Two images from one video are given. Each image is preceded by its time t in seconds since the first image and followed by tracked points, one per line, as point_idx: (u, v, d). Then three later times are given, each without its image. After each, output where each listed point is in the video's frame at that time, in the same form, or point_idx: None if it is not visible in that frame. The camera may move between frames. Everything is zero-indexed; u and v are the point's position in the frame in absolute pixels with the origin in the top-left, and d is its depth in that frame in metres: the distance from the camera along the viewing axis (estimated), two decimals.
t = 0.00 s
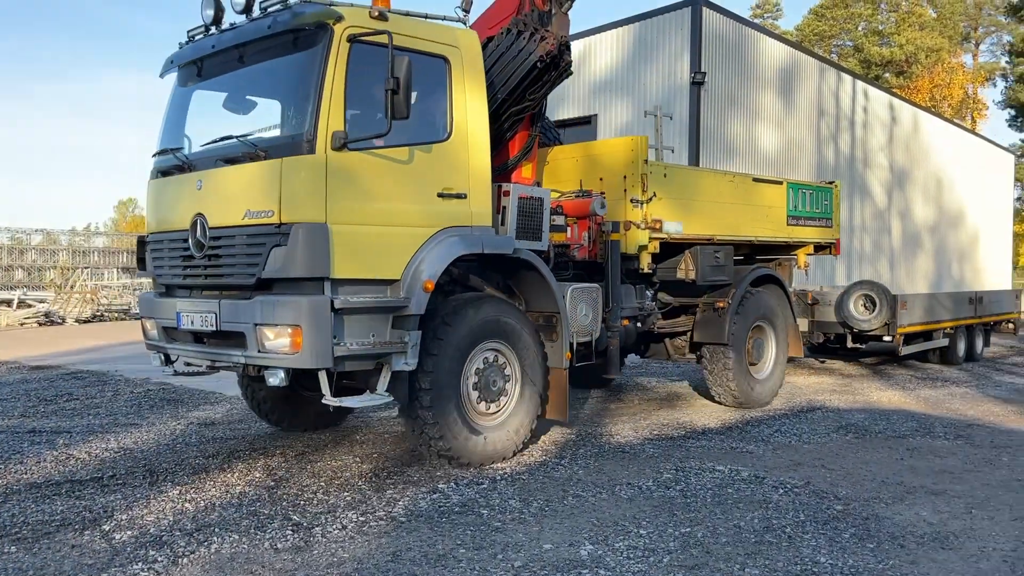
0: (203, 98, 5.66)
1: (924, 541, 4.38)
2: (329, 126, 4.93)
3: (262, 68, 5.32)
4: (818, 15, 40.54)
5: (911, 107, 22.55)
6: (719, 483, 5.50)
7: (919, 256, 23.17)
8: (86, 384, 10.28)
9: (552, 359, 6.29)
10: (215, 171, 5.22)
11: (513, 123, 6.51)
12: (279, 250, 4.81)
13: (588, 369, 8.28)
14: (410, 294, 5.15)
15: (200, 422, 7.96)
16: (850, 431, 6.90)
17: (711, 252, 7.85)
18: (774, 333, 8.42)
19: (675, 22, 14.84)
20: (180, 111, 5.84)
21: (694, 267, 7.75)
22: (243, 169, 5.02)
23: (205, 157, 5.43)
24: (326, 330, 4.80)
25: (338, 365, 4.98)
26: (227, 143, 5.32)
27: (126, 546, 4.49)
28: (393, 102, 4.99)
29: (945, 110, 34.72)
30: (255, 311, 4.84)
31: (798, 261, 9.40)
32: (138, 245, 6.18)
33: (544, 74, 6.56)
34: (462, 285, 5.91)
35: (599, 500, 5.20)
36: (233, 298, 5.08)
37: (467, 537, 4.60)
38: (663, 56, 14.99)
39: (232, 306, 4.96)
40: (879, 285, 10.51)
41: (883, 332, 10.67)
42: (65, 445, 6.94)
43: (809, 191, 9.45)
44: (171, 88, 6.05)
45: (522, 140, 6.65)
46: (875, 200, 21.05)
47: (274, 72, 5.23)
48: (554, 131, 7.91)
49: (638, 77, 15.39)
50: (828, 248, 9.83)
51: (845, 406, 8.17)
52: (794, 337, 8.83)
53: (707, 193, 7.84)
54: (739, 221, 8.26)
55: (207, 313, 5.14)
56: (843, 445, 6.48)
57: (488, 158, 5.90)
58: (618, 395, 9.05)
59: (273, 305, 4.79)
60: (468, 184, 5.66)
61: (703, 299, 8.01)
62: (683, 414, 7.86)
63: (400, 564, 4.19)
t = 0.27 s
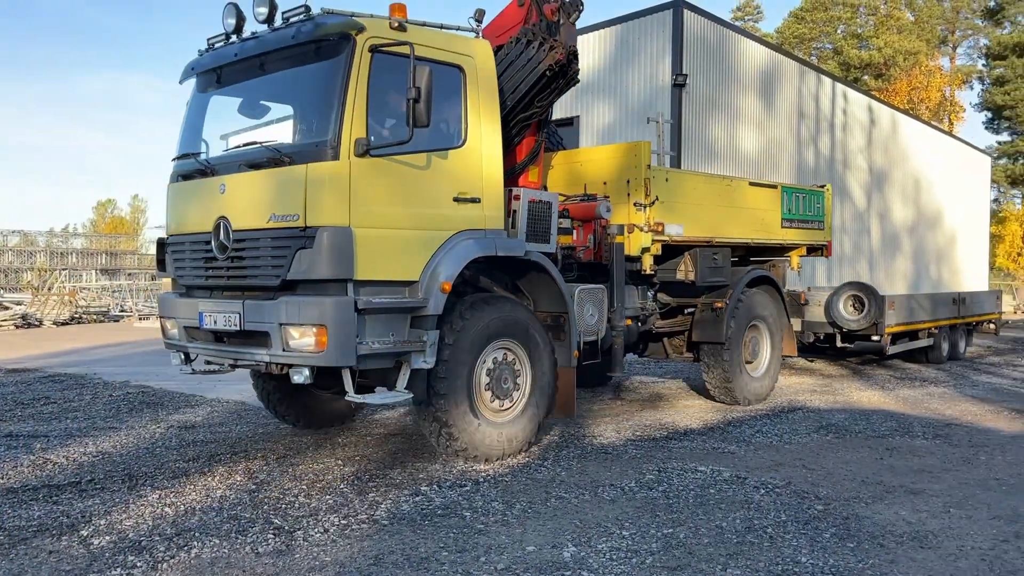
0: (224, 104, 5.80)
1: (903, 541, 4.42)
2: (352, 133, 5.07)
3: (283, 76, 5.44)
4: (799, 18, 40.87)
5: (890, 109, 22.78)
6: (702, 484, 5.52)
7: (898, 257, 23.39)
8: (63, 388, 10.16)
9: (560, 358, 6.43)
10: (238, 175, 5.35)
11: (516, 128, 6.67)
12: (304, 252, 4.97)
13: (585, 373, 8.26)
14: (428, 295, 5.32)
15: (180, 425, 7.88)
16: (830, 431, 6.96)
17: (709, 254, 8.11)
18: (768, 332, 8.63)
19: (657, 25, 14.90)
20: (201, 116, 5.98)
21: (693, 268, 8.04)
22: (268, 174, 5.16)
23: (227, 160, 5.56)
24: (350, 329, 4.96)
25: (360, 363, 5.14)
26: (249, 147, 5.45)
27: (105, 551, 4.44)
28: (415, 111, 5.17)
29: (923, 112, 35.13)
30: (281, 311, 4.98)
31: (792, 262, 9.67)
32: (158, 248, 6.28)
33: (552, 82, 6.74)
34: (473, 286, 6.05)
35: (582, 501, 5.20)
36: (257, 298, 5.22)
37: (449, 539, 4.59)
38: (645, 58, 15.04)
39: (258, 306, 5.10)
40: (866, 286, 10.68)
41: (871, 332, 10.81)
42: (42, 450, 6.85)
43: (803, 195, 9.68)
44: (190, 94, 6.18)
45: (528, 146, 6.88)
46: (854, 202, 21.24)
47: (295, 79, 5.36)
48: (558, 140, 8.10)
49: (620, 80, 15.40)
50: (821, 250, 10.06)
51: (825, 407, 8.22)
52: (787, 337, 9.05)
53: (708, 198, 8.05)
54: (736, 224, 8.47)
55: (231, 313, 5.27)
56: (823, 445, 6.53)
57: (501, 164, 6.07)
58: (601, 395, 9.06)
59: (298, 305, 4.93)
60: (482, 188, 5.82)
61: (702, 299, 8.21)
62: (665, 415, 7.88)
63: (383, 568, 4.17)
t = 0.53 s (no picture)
0: (240, 110, 5.99)
1: (882, 540, 4.45)
2: (372, 140, 5.27)
3: (302, 84, 5.63)
4: (777, 20, 41.19)
5: (868, 111, 23.01)
6: (683, 484, 5.54)
7: (876, 258, 23.60)
8: (39, 392, 10.01)
9: (567, 356, 6.62)
10: (259, 180, 5.54)
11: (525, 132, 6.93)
12: (326, 255, 5.16)
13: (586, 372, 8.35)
14: (444, 296, 5.53)
15: (159, 429, 7.79)
16: (810, 431, 7.01)
17: (706, 255, 8.32)
18: (762, 331, 8.84)
19: (637, 27, 14.95)
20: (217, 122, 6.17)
21: (689, 269, 8.32)
22: (289, 180, 5.35)
23: (246, 165, 5.74)
24: (371, 329, 5.15)
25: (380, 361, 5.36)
26: (268, 151, 5.64)
27: (82, 557, 4.37)
28: (432, 118, 5.39)
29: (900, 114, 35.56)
30: (302, 311, 5.15)
31: (782, 262, 9.92)
32: (176, 251, 6.44)
33: (558, 88, 7.03)
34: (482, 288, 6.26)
35: (564, 503, 5.20)
36: (278, 299, 5.38)
37: (431, 542, 4.57)
38: (625, 60, 15.08)
39: (279, 306, 5.26)
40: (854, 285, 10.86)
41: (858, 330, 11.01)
42: (18, 454, 6.75)
43: (792, 199, 9.94)
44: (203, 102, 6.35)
45: (533, 153, 7.13)
46: (833, 203, 21.41)
47: (313, 87, 5.56)
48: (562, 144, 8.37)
49: (601, 81, 15.42)
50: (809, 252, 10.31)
51: (805, 406, 8.27)
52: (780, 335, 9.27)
53: (702, 201, 8.25)
54: (731, 227, 8.69)
55: (251, 313, 5.42)
56: (803, 444, 6.58)
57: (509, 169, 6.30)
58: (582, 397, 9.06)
59: (320, 306, 5.11)
60: (491, 192, 6.03)
61: (698, 299, 8.37)
62: (647, 416, 7.88)
63: (365, 571, 4.15)
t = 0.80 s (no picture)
0: (257, 118, 6.20)
1: (861, 538, 4.49)
2: (389, 147, 5.47)
3: (319, 93, 5.84)
4: (756, 22, 41.52)
5: (847, 113, 23.26)
6: (664, 484, 5.56)
7: (854, 258, 23.83)
8: (14, 395, 9.86)
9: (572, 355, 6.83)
10: (278, 185, 5.74)
11: (527, 137, 7.02)
12: (346, 258, 5.36)
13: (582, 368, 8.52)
14: (458, 297, 5.75)
15: (137, 433, 7.71)
16: (790, 430, 7.07)
17: (702, 256, 8.53)
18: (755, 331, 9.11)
19: (618, 29, 14.99)
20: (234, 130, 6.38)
21: (687, 271, 8.48)
22: (309, 185, 5.55)
23: (264, 169, 5.95)
24: (389, 329, 5.38)
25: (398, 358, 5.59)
26: (287, 157, 5.86)
27: (60, 563, 4.32)
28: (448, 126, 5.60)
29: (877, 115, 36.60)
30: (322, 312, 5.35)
31: (773, 263, 10.14)
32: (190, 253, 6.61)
33: (563, 96, 7.21)
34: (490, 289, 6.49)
35: (547, 504, 5.19)
36: (297, 301, 5.58)
37: (414, 544, 4.55)
38: (605, 62, 15.12)
39: (298, 308, 5.46)
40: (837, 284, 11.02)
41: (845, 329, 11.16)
42: None
43: (784, 201, 10.15)
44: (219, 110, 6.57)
45: (536, 156, 7.11)
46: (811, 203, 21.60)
47: (331, 95, 5.77)
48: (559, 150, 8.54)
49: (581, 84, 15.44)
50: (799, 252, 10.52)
51: (785, 406, 8.33)
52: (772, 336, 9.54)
53: (699, 204, 8.44)
54: (726, 229, 8.88)
55: (270, 314, 5.62)
56: (783, 444, 6.64)
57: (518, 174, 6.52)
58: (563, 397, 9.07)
59: (341, 307, 5.31)
60: (501, 196, 6.24)
61: (693, 299, 8.64)
62: (628, 416, 7.90)
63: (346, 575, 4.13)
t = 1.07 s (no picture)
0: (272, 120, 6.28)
1: (841, 535, 4.53)
2: (410, 152, 5.57)
3: (337, 98, 5.93)
4: (737, 22, 41.80)
5: (826, 112, 23.43)
6: (647, 483, 5.57)
7: (834, 256, 24.02)
8: None
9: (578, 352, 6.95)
10: (295, 187, 5.80)
11: (535, 139, 7.38)
12: (366, 259, 5.46)
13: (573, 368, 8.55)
14: (473, 296, 5.83)
15: (116, 435, 7.62)
16: (770, 428, 7.11)
17: (699, 256, 8.77)
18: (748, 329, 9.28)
19: (598, 28, 14.96)
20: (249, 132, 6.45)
21: (684, 270, 8.67)
22: (328, 188, 5.62)
23: (279, 172, 6.00)
24: (409, 328, 5.48)
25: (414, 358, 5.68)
26: (302, 160, 5.91)
27: (37, 568, 4.26)
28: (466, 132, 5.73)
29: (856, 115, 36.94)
30: (344, 312, 5.46)
31: (765, 263, 10.34)
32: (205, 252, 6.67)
33: (570, 101, 7.62)
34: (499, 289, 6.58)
35: (529, 503, 5.19)
36: (317, 300, 5.67)
37: (396, 545, 4.54)
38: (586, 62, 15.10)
39: (319, 308, 5.56)
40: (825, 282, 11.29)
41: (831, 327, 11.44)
42: None
43: (775, 203, 10.35)
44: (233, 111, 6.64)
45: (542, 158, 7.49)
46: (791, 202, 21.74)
47: (349, 101, 5.86)
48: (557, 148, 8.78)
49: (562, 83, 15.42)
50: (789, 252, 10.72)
51: (766, 404, 8.38)
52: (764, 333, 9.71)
53: (696, 207, 8.70)
54: (721, 230, 9.11)
55: (290, 313, 5.70)
56: (765, 441, 6.69)
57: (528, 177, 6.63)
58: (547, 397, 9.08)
59: (363, 307, 5.42)
60: (513, 200, 6.35)
61: (690, 298, 8.77)
62: (611, 415, 7.91)
63: None
